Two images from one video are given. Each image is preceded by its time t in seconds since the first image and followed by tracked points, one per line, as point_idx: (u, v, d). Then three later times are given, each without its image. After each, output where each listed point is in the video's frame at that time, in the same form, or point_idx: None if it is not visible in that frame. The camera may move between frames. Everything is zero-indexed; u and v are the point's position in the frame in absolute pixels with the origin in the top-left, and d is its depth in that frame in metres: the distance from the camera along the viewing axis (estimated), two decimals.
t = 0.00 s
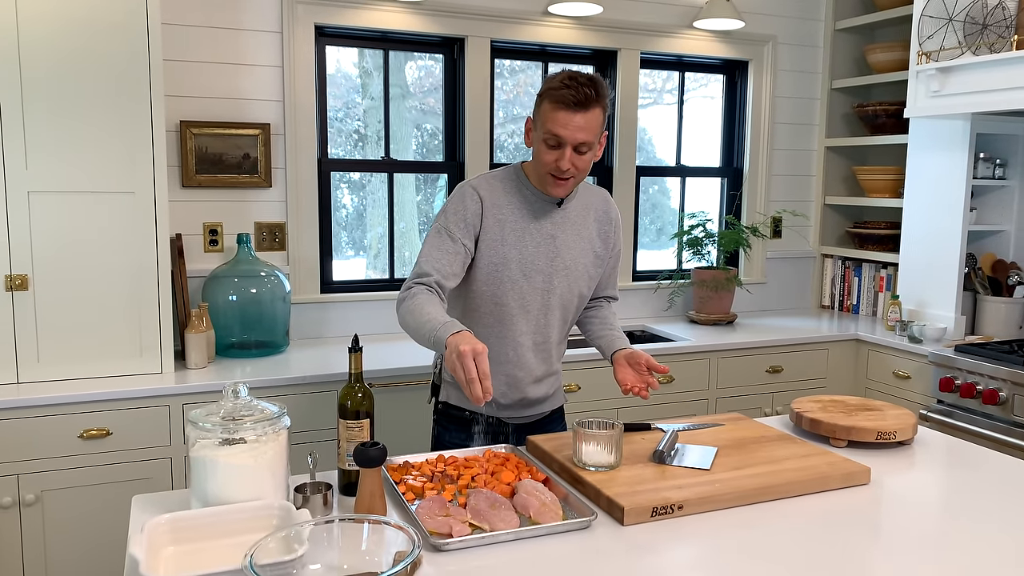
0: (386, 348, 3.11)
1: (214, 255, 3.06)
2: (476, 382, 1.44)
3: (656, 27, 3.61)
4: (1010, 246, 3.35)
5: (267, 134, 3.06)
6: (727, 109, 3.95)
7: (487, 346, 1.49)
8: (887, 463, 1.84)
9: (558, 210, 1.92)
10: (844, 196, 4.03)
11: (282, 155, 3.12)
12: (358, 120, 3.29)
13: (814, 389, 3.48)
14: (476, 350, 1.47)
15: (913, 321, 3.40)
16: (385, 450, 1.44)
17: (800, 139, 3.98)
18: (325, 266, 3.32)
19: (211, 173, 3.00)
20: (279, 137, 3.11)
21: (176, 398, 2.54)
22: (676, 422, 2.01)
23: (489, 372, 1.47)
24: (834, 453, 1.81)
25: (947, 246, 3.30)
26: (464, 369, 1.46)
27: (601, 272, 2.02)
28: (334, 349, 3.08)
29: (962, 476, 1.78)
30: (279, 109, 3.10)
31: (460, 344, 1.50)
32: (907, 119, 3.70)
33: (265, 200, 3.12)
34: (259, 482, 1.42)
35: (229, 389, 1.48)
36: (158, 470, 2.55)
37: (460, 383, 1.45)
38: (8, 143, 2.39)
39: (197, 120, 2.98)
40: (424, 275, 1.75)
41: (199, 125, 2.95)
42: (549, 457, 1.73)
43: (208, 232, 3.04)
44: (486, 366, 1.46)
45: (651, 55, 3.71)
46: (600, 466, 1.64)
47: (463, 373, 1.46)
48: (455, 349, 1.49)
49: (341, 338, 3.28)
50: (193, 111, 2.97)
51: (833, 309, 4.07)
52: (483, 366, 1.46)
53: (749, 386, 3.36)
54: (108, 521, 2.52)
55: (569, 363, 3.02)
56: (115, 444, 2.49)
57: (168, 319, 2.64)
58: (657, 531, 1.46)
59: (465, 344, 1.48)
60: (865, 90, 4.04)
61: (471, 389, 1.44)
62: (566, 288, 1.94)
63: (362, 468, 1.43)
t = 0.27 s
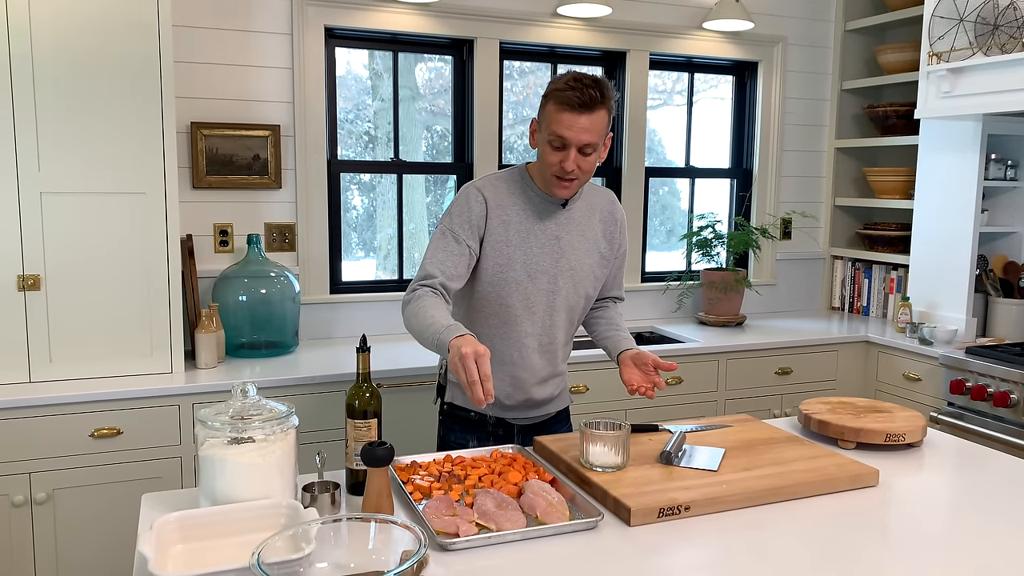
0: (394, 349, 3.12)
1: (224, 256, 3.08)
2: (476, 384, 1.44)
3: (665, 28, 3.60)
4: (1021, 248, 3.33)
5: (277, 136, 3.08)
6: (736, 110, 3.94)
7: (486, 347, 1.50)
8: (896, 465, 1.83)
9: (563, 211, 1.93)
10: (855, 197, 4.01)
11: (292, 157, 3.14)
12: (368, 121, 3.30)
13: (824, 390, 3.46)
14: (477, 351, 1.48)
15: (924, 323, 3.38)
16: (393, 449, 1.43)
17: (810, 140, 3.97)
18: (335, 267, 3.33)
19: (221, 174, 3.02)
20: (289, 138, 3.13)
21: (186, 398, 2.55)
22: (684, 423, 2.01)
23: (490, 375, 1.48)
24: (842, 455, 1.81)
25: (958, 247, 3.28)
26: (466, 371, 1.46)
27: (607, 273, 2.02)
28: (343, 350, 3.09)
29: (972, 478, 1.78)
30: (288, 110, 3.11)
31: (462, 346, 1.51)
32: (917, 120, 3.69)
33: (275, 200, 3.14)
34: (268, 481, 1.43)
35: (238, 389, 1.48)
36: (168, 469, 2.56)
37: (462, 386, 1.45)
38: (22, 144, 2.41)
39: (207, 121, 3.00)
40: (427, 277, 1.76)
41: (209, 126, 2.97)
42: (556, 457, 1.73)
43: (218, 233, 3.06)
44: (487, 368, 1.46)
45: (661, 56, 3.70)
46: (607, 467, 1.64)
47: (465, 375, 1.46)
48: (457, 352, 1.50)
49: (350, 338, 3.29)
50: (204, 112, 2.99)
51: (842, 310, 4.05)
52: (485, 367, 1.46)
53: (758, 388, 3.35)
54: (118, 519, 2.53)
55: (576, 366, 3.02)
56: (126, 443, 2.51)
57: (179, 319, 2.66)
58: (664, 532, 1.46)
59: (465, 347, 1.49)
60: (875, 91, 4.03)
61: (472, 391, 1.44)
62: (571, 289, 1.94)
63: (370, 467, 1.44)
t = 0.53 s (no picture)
0: (401, 349, 3.12)
1: (232, 256, 3.09)
2: (464, 393, 1.44)
3: (673, 29, 3.60)
4: None
5: (285, 137, 3.09)
6: (744, 111, 3.93)
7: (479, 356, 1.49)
8: (904, 468, 1.82)
9: (568, 212, 1.93)
10: (863, 198, 3.99)
11: (300, 158, 3.15)
12: (375, 123, 3.31)
13: (832, 392, 3.45)
14: (467, 360, 1.47)
15: (933, 325, 3.36)
16: (398, 450, 1.45)
17: (818, 141, 3.96)
18: (342, 268, 3.34)
19: (229, 175, 3.03)
20: (297, 139, 3.14)
21: (193, 398, 2.56)
22: (690, 424, 2.00)
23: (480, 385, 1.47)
24: (849, 457, 1.80)
25: (967, 249, 3.26)
26: (455, 380, 1.46)
27: (612, 274, 2.02)
28: (350, 350, 3.10)
29: (980, 481, 1.76)
30: (296, 111, 3.12)
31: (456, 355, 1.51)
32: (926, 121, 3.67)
33: (282, 202, 3.14)
34: (274, 481, 1.43)
35: (244, 388, 1.49)
36: (175, 469, 2.57)
37: (450, 394, 1.45)
38: (31, 145, 2.43)
39: (215, 122, 3.01)
40: (432, 276, 1.76)
41: (217, 127, 2.99)
42: (562, 458, 1.73)
43: (226, 234, 3.07)
44: (476, 379, 1.46)
45: (669, 57, 3.70)
46: (613, 468, 1.63)
47: (454, 384, 1.46)
48: (449, 359, 1.50)
49: (357, 339, 3.29)
50: (212, 114, 3.00)
51: (851, 312, 4.04)
52: (475, 378, 1.46)
53: (766, 389, 3.34)
54: (126, 519, 2.54)
55: (598, 366, 3.05)
56: (134, 443, 2.52)
57: (186, 319, 2.67)
58: (669, 533, 1.46)
59: (456, 355, 1.48)
60: (884, 92, 4.01)
61: (460, 401, 1.44)
62: (577, 289, 1.94)
63: (376, 467, 1.44)
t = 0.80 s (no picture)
0: (405, 349, 3.12)
1: (236, 257, 3.09)
2: (450, 399, 1.44)
3: (678, 29, 3.59)
4: None
5: (289, 137, 3.09)
6: (749, 111, 3.92)
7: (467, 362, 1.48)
8: (909, 469, 1.81)
9: (571, 212, 1.92)
10: (869, 199, 3.98)
11: (304, 158, 3.15)
12: (380, 123, 3.31)
13: (837, 393, 3.44)
14: (453, 366, 1.47)
15: (939, 326, 3.35)
16: (401, 451, 1.43)
17: (823, 141, 3.94)
18: (347, 268, 3.34)
19: (234, 175, 3.04)
20: (301, 140, 3.14)
21: (198, 398, 2.56)
22: (694, 425, 1.99)
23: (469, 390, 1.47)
24: (854, 458, 1.79)
25: (973, 249, 3.25)
26: (443, 385, 1.46)
27: (615, 274, 2.01)
28: (354, 350, 3.10)
29: (986, 483, 1.75)
30: (301, 112, 3.13)
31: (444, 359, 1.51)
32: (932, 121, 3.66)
33: (287, 202, 3.15)
34: (277, 481, 1.43)
35: (248, 389, 1.49)
36: (180, 469, 2.57)
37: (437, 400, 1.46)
38: (36, 145, 2.44)
39: (220, 123, 3.02)
40: (432, 276, 1.76)
41: (222, 127, 2.99)
42: (565, 459, 1.73)
43: (231, 234, 3.07)
44: (464, 385, 1.45)
45: (674, 58, 3.69)
46: (616, 469, 1.63)
47: (442, 390, 1.46)
48: (436, 364, 1.50)
49: (362, 339, 3.29)
50: (217, 114, 3.01)
51: (856, 313, 4.03)
52: (462, 384, 1.45)
53: (771, 390, 3.33)
54: (130, 518, 2.55)
55: (610, 367, 3.05)
56: (139, 443, 2.52)
57: (191, 319, 2.67)
58: (673, 535, 1.45)
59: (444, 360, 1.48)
60: (890, 92, 4.00)
61: (448, 407, 1.45)
62: (579, 289, 1.94)
63: (379, 467, 1.44)
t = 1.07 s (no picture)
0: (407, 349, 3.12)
1: (238, 256, 3.09)
2: (444, 402, 1.44)
3: (680, 28, 3.58)
4: None
5: (291, 136, 3.09)
6: (752, 110, 3.92)
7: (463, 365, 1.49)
8: (913, 469, 1.81)
9: (571, 212, 1.92)
10: (872, 198, 3.97)
11: (306, 158, 3.15)
12: (382, 122, 3.31)
13: (840, 393, 3.43)
14: (448, 367, 1.47)
15: (942, 326, 3.34)
16: (403, 451, 1.43)
17: (826, 141, 3.94)
18: (348, 268, 3.34)
19: (236, 174, 3.03)
20: (303, 139, 3.14)
21: (200, 397, 2.56)
22: (697, 425, 1.99)
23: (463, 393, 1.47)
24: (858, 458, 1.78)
25: (977, 249, 3.24)
26: (438, 388, 1.46)
27: (616, 273, 2.01)
28: (356, 350, 3.09)
29: (990, 484, 1.75)
30: (303, 111, 3.12)
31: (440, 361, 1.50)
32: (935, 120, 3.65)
33: (289, 201, 3.14)
34: (279, 481, 1.43)
35: (249, 388, 1.48)
36: (182, 469, 2.57)
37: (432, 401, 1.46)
38: (38, 144, 2.43)
39: (222, 122, 3.01)
40: (431, 278, 1.75)
41: (224, 126, 2.99)
42: (568, 459, 1.72)
43: (233, 233, 3.07)
44: (458, 388, 1.45)
45: (676, 56, 3.68)
46: (619, 469, 1.62)
47: (436, 391, 1.46)
48: (432, 365, 1.49)
49: (363, 339, 3.29)
50: (220, 113, 3.01)
51: (859, 313, 4.02)
52: (457, 387, 1.45)
53: (774, 390, 3.32)
54: (132, 518, 2.54)
55: (609, 366, 3.04)
56: (141, 442, 2.52)
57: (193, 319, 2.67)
58: (676, 535, 1.45)
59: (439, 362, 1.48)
60: (893, 91, 3.99)
61: (442, 409, 1.44)
62: (579, 289, 1.93)
63: (381, 467, 1.43)
